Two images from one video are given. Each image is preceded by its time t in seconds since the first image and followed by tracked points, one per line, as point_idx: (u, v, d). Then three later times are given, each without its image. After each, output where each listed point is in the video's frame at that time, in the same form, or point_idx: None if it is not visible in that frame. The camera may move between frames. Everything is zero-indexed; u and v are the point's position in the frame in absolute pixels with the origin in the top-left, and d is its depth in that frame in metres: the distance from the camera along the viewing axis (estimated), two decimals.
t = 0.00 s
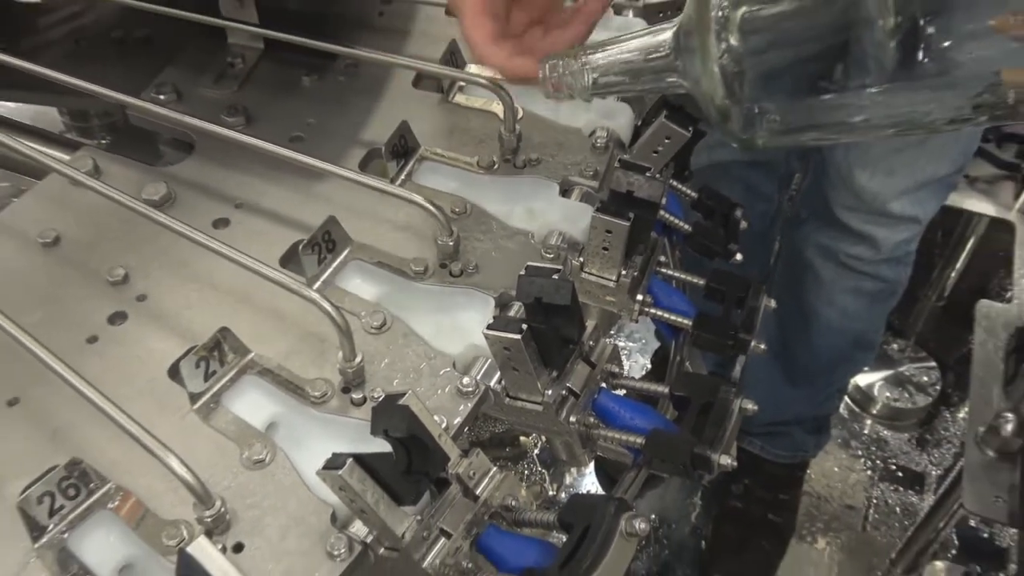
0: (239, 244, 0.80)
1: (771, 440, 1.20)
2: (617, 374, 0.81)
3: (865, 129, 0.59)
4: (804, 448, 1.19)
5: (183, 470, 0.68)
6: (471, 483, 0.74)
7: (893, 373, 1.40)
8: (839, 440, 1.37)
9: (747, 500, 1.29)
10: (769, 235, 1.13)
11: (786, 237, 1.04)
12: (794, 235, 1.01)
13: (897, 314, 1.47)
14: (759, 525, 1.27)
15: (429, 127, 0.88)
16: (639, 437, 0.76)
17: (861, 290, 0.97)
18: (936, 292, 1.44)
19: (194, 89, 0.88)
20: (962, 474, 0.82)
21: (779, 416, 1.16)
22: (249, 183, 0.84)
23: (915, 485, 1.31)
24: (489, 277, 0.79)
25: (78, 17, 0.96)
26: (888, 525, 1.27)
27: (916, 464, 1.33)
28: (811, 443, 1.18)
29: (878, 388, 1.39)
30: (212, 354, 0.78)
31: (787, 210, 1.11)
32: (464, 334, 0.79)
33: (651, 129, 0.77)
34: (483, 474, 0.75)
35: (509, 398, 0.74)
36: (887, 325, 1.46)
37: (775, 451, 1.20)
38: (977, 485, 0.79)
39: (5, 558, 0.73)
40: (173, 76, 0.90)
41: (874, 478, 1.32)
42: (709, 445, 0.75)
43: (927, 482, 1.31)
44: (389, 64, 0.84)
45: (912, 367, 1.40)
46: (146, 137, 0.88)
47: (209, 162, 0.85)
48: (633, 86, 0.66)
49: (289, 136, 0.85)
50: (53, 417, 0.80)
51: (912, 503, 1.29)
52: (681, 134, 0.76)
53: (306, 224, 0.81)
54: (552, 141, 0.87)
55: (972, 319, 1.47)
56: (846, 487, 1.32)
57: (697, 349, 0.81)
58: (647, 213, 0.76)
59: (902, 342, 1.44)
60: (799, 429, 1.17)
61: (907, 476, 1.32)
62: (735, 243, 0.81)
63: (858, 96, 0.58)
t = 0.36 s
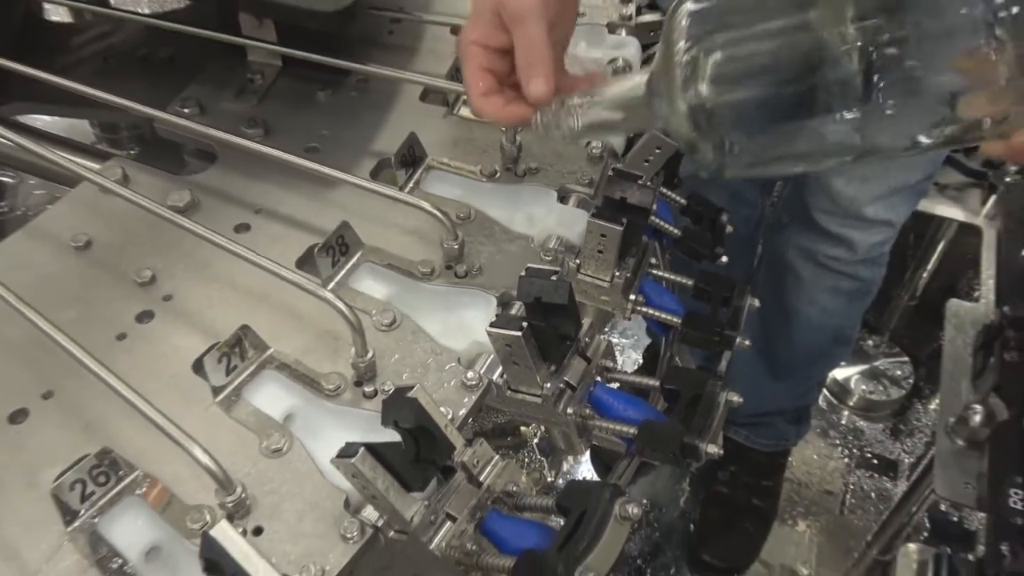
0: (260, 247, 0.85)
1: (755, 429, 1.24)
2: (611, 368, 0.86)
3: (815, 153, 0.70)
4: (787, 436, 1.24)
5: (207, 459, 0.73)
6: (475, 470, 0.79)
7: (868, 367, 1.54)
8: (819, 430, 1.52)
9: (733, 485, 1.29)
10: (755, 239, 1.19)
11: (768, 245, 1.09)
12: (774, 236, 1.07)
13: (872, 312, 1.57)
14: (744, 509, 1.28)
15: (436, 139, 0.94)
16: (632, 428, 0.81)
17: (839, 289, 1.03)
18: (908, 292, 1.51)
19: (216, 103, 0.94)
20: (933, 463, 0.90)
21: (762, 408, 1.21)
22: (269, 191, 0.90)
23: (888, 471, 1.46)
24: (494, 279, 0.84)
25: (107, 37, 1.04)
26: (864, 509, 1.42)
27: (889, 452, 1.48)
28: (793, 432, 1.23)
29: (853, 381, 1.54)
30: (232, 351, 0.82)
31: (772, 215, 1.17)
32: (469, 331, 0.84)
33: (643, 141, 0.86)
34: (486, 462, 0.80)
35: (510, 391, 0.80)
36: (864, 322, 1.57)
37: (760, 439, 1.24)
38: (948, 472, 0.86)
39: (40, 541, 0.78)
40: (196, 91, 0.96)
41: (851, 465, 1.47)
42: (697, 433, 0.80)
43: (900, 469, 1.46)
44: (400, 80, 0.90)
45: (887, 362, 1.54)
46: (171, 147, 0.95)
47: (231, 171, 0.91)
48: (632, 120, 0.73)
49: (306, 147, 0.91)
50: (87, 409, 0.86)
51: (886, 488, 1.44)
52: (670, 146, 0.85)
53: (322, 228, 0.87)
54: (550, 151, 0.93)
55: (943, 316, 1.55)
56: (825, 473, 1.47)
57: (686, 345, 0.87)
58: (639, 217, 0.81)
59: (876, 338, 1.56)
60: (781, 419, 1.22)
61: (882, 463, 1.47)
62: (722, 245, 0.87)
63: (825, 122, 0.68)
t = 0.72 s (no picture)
0: (279, 250, 0.92)
1: (739, 421, 1.34)
2: (605, 363, 0.92)
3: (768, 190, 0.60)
4: (770, 428, 1.34)
5: (227, 449, 0.77)
6: (478, 459, 0.83)
7: (846, 362, 1.62)
8: (801, 420, 1.59)
9: (719, 472, 1.40)
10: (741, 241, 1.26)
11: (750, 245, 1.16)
12: (756, 240, 1.14)
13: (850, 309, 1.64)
14: (729, 495, 1.39)
15: (442, 149, 1.00)
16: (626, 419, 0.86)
17: (817, 289, 1.12)
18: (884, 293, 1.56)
19: (237, 116, 1.02)
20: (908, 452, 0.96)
21: (746, 401, 1.30)
22: (286, 198, 0.96)
23: (865, 460, 1.53)
24: (496, 280, 0.90)
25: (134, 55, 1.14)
26: (843, 495, 1.49)
27: (866, 442, 1.55)
28: (775, 424, 1.33)
29: (833, 375, 1.62)
30: (252, 347, 0.87)
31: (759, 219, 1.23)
32: (473, 328, 0.89)
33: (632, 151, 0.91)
34: (489, 450, 0.84)
35: (511, 385, 0.84)
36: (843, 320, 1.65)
37: (746, 430, 1.34)
38: (921, 461, 0.91)
39: (70, 525, 0.82)
40: (217, 105, 1.04)
41: (830, 454, 1.54)
42: (686, 425, 0.86)
43: (876, 457, 1.53)
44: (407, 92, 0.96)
45: (864, 358, 1.62)
46: (194, 155, 1.03)
47: (251, 179, 0.98)
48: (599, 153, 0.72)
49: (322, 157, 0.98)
50: (113, 401, 0.90)
51: (863, 476, 1.51)
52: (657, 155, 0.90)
53: (336, 233, 0.93)
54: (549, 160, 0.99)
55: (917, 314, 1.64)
56: (806, 460, 1.54)
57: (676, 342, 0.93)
58: (632, 222, 0.87)
59: (854, 335, 1.65)
60: (765, 412, 1.32)
61: (859, 452, 1.54)
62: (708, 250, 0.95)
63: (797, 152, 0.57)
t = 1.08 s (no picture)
0: (294, 252, 0.98)
1: (724, 412, 1.46)
2: (599, 358, 0.98)
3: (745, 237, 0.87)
4: (751, 417, 1.46)
5: (247, 438, 0.77)
6: (483, 449, 0.80)
7: (825, 357, 1.72)
8: (781, 411, 1.69)
9: (707, 460, 1.52)
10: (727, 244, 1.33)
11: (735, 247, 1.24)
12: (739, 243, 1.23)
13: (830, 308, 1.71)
14: (716, 482, 1.50)
15: (446, 158, 1.07)
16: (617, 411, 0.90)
17: (798, 291, 1.22)
18: (860, 293, 1.61)
19: (256, 127, 1.12)
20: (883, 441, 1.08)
21: (728, 394, 1.42)
22: (301, 204, 1.03)
23: (843, 448, 1.63)
24: (498, 280, 0.96)
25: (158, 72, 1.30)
26: (821, 481, 1.59)
27: (843, 432, 1.65)
28: (758, 414, 1.45)
29: (812, 368, 1.71)
30: (269, 342, 0.90)
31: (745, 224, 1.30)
32: (476, 326, 0.94)
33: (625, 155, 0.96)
34: (493, 441, 0.81)
35: (513, 378, 0.88)
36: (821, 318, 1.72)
37: (731, 419, 1.46)
38: (895, 451, 0.97)
39: (101, 510, 0.79)
40: (238, 117, 1.13)
41: (810, 442, 1.64)
42: (675, 417, 0.90)
43: (853, 446, 1.63)
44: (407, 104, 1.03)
45: (841, 353, 1.72)
46: (216, 164, 1.11)
47: (268, 185, 1.05)
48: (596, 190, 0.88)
49: (335, 165, 1.06)
50: (139, 393, 0.88)
51: (841, 464, 1.61)
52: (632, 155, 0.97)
53: (347, 236, 1.00)
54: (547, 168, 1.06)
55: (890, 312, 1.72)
56: (786, 450, 1.64)
57: (665, 338, 1.00)
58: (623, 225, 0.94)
59: (832, 332, 1.72)
60: (748, 403, 1.44)
61: (837, 441, 1.64)
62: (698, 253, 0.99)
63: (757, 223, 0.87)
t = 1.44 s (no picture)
0: (297, 252, 1.00)
1: (724, 412, 1.47)
2: (599, 356, 0.99)
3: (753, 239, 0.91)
4: (749, 416, 1.47)
5: (251, 435, 0.76)
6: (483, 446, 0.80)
7: (821, 355, 1.74)
8: (779, 409, 1.71)
9: (705, 459, 1.53)
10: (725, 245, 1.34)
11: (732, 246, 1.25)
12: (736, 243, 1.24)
13: (827, 308, 1.73)
14: (713, 478, 1.52)
15: (447, 160, 1.08)
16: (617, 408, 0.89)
17: (796, 294, 1.23)
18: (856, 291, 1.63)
19: (259, 129, 1.13)
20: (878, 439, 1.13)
21: (726, 393, 1.43)
22: (303, 205, 1.04)
23: (840, 445, 1.65)
24: (498, 280, 0.97)
25: (161, 76, 1.32)
26: (819, 479, 1.61)
27: (840, 429, 1.67)
28: (755, 414, 1.46)
29: (809, 366, 1.73)
30: (272, 342, 0.89)
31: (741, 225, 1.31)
32: (477, 325, 0.94)
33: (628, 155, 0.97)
34: (494, 438, 0.82)
35: (513, 376, 0.89)
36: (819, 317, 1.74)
37: (732, 419, 1.47)
38: (892, 448, 0.98)
39: (107, 507, 0.79)
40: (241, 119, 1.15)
41: (807, 440, 1.66)
42: (676, 412, 0.89)
43: (850, 443, 1.65)
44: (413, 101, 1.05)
45: (838, 351, 1.74)
46: (220, 166, 1.12)
47: (271, 186, 1.07)
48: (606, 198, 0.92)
49: (337, 167, 1.08)
50: (146, 392, 0.87)
51: (838, 460, 1.63)
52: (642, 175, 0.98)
53: (349, 236, 1.01)
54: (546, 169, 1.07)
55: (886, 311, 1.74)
56: (784, 447, 1.66)
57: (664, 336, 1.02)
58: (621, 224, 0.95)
59: (829, 330, 1.75)
60: (746, 403, 1.45)
61: (834, 438, 1.66)
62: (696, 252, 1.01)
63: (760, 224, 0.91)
